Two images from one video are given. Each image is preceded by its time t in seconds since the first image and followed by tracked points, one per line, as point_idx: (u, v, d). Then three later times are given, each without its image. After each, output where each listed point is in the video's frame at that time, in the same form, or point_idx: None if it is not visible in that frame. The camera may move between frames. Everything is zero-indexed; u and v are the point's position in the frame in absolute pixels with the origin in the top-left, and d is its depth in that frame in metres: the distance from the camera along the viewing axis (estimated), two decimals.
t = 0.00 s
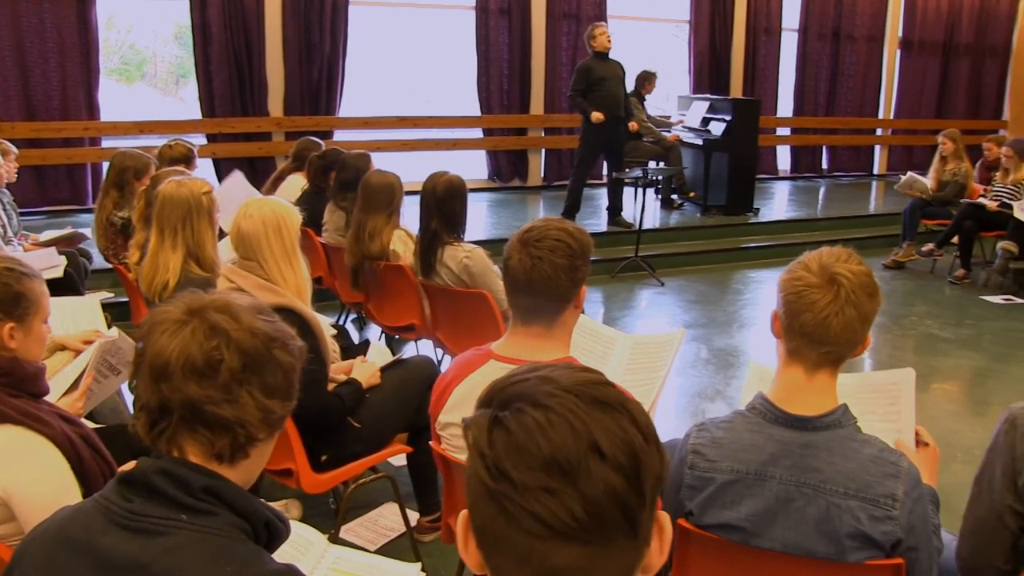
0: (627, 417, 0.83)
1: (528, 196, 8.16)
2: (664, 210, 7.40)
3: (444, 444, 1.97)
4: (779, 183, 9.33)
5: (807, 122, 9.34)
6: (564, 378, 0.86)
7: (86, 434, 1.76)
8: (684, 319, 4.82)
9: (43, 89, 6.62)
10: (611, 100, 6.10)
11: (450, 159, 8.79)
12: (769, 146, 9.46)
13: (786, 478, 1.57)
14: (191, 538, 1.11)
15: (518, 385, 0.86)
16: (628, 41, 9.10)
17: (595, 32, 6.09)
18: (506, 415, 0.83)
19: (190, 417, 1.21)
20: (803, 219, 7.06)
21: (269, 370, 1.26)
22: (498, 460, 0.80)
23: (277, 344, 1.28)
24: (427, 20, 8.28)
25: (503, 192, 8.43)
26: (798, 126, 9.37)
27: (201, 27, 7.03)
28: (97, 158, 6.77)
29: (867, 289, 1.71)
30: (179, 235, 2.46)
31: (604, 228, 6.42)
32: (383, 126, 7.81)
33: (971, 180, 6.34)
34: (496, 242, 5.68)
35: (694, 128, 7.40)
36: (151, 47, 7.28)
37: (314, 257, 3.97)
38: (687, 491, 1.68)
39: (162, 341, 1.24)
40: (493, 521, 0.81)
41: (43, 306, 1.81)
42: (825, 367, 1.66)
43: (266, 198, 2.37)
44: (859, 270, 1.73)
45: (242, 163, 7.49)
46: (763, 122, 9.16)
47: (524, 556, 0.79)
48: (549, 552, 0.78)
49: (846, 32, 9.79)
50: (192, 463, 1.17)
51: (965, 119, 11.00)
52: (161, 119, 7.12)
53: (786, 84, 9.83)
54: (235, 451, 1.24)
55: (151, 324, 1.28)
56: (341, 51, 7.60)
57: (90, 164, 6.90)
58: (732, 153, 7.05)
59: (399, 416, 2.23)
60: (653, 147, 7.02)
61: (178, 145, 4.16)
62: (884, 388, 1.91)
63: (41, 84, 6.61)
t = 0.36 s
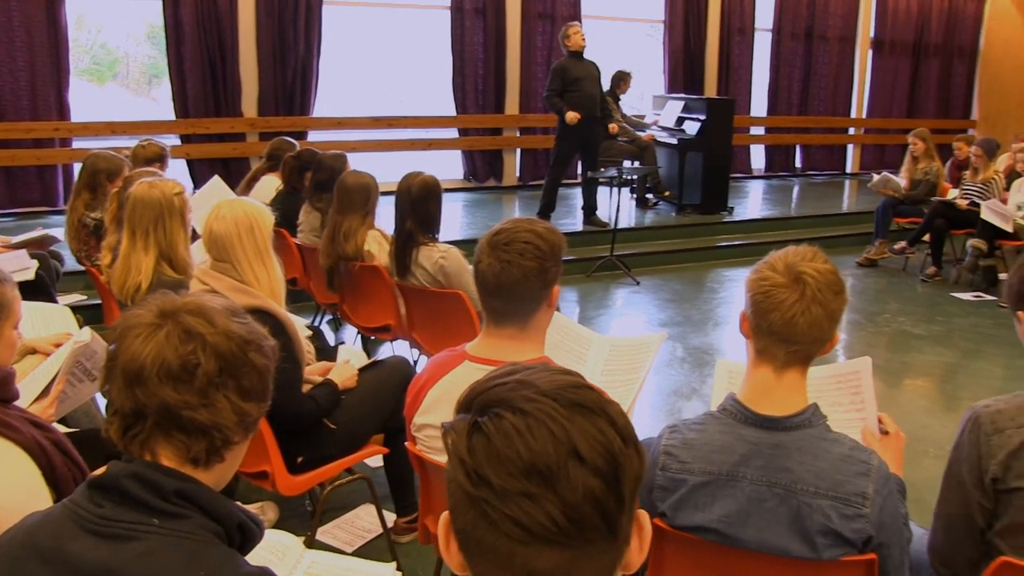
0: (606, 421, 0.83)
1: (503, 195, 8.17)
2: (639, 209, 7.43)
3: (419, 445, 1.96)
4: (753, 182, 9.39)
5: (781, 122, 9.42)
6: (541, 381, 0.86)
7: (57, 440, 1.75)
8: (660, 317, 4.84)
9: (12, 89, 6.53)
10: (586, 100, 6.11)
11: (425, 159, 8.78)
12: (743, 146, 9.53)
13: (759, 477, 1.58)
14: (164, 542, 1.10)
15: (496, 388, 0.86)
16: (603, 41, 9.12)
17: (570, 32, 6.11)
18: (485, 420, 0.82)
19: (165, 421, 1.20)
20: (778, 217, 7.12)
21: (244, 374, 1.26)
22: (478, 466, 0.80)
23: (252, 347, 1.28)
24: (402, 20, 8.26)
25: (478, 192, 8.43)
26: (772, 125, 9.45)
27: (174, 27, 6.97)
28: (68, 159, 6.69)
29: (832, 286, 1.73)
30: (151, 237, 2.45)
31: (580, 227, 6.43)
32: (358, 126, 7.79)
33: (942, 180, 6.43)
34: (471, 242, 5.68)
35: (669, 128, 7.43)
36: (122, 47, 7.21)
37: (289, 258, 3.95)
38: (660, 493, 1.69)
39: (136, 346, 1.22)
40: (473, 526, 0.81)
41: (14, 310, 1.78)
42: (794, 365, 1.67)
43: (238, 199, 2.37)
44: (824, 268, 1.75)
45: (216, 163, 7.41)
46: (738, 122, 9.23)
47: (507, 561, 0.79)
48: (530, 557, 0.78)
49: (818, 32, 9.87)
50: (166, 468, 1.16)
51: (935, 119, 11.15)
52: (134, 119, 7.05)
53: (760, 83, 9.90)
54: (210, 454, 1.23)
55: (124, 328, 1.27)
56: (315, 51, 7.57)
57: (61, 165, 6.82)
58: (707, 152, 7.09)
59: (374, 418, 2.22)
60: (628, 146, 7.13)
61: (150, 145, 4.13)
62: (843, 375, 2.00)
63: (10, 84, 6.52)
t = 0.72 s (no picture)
0: (586, 421, 0.83)
1: (480, 195, 8.18)
2: (616, 208, 7.45)
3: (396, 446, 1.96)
4: (729, 181, 9.46)
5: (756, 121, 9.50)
6: (521, 381, 0.86)
7: (29, 444, 1.73)
8: (637, 317, 4.86)
9: None
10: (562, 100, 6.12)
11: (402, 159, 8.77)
12: (719, 145, 9.61)
13: (735, 475, 1.59)
14: (140, 546, 1.09)
15: (476, 389, 0.86)
16: (580, 41, 9.13)
17: (546, 32, 6.11)
18: (465, 421, 0.82)
19: (140, 424, 1.20)
20: (753, 216, 7.19)
21: (220, 376, 1.25)
22: (458, 467, 0.80)
23: (228, 349, 1.27)
24: (378, 21, 8.24)
25: (455, 192, 8.44)
26: (748, 125, 9.54)
27: (147, 26, 6.90)
28: (40, 161, 6.61)
29: (804, 282, 1.75)
30: (126, 237, 2.43)
31: (556, 226, 6.44)
32: (334, 126, 7.76)
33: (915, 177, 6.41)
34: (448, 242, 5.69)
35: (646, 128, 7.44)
36: (95, 47, 7.14)
37: (264, 259, 3.92)
38: (636, 491, 1.69)
39: (110, 347, 1.21)
40: (453, 527, 0.81)
41: None
42: (768, 362, 1.69)
43: (213, 199, 2.35)
44: (795, 264, 1.77)
45: (191, 164, 7.34)
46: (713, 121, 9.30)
47: (487, 561, 0.79)
48: (509, 557, 0.79)
49: (793, 32, 9.96)
50: (139, 471, 1.16)
51: (908, 118, 11.29)
52: (108, 120, 6.97)
53: (735, 83, 9.96)
54: (186, 457, 1.22)
55: (99, 330, 1.25)
56: (291, 52, 7.54)
57: (33, 166, 6.74)
58: (682, 152, 7.13)
59: (351, 419, 2.22)
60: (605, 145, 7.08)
61: (122, 146, 4.09)
62: (819, 377, 2.04)
63: None
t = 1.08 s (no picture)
0: (553, 420, 0.82)
1: (449, 196, 8.18)
2: (585, 208, 7.47)
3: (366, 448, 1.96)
4: (697, 180, 9.55)
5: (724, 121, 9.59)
6: (488, 380, 0.85)
7: None
8: (607, 316, 4.87)
9: None
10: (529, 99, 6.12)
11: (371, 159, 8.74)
12: (687, 144, 9.68)
13: (705, 472, 1.60)
14: (106, 553, 1.08)
15: (443, 389, 0.85)
16: (549, 41, 9.14)
17: (515, 32, 6.12)
18: (431, 422, 0.82)
19: (107, 428, 1.18)
20: (722, 214, 7.26)
21: (189, 379, 1.23)
22: (424, 468, 0.80)
23: (197, 352, 1.26)
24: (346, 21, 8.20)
25: (424, 192, 8.43)
26: (716, 124, 9.63)
27: (112, 26, 6.81)
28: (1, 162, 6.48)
29: (774, 278, 1.77)
30: (93, 238, 2.41)
31: (526, 226, 6.45)
32: (302, 126, 7.70)
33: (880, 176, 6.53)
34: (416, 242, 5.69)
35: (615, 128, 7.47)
36: (58, 46, 7.03)
37: (231, 261, 3.89)
38: (607, 489, 1.70)
39: (76, 351, 1.20)
40: (420, 528, 0.80)
41: None
42: (738, 359, 1.70)
43: (183, 201, 2.33)
44: (766, 261, 1.79)
45: (158, 165, 7.26)
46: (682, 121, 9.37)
47: (454, 562, 0.79)
48: (477, 558, 0.78)
49: (759, 32, 10.05)
50: (106, 476, 1.15)
51: (872, 118, 11.44)
52: (71, 121, 6.85)
53: (703, 83, 10.03)
54: (154, 461, 1.21)
55: (65, 333, 1.24)
56: (259, 52, 7.49)
57: None
58: (650, 151, 7.17)
59: (320, 421, 2.21)
60: (574, 145, 7.05)
61: (84, 147, 4.04)
62: (786, 374, 2.04)
63: None
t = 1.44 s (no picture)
0: (520, 419, 0.82)
1: (412, 196, 8.17)
2: (547, 207, 7.48)
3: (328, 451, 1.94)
4: (659, 179, 9.64)
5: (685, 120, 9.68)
6: (454, 381, 0.85)
7: None
8: (570, 315, 4.89)
9: None
10: (491, 100, 6.12)
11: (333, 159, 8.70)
12: (649, 143, 9.76)
13: (668, 469, 1.61)
14: (66, 562, 1.06)
15: (409, 390, 0.85)
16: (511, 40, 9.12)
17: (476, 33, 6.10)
18: (398, 423, 0.82)
19: (66, 434, 1.16)
20: (684, 213, 7.34)
21: (151, 383, 1.21)
22: (391, 469, 0.79)
23: (159, 355, 1.24)
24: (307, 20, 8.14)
25: (387, 193, 8.42)
26: (676, 123, 9.73)
27: (66, 24, 6.68)
28: None
29: (733, 275, 1.78)
30: (50, 241, 2.37)
31: (489, 226, 6.44)
32: (264, 127, 7.62)
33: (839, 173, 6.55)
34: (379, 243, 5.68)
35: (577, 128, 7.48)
36: (10, 45, 6.87)
37: (191, 264, 3.84)
38: (572, 487, 1.71)
39: (34, 355, 1.17)
40: (387, 530, 0.80)
41: None
42: (699, 357, 1.70)
43: (145, 203, 2.32)
44: (724, 259, 1.81)
45: (116, 167, 7.14)
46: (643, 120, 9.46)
47: (421, 562, 0.79)
48: (445, 558, 0.78)
49: (720, 31, 10.16)
50: (64, 484, 1.13)
51: (831, 117, 11.62)
52: (25, 122, 6.70)
53: (664, 82, 10.11)
54: (114, 467, 1.19)
55: (22, 336, 1.21)
56: (219, 52, 7.41)
57: None
58: (613, 151, 7.20)
59: (283, 424, 2.20)
60: (535, 145, 7.08)
61: (37, 149, 3.98)
62: (747, 369, 2.07)
63: None
